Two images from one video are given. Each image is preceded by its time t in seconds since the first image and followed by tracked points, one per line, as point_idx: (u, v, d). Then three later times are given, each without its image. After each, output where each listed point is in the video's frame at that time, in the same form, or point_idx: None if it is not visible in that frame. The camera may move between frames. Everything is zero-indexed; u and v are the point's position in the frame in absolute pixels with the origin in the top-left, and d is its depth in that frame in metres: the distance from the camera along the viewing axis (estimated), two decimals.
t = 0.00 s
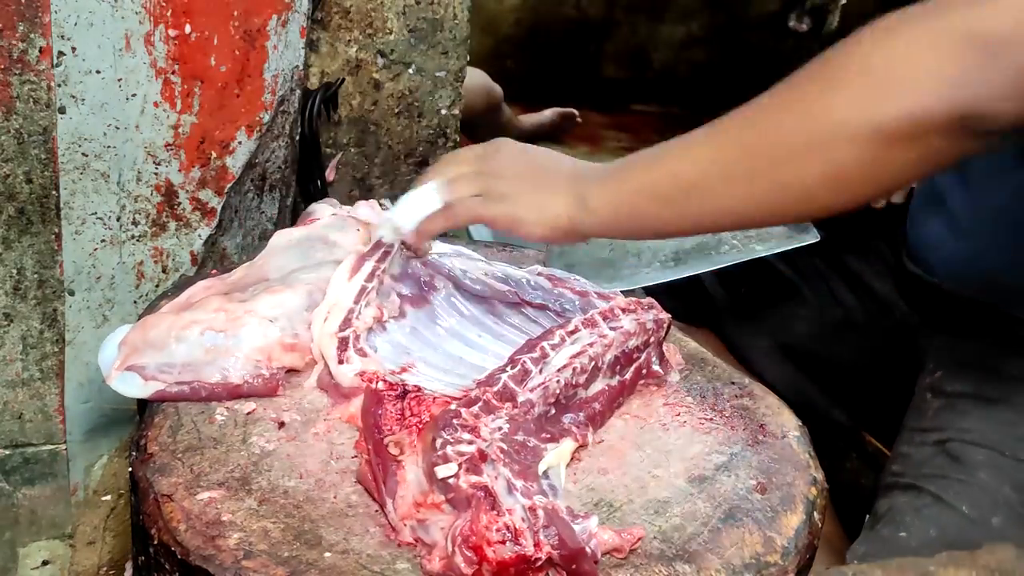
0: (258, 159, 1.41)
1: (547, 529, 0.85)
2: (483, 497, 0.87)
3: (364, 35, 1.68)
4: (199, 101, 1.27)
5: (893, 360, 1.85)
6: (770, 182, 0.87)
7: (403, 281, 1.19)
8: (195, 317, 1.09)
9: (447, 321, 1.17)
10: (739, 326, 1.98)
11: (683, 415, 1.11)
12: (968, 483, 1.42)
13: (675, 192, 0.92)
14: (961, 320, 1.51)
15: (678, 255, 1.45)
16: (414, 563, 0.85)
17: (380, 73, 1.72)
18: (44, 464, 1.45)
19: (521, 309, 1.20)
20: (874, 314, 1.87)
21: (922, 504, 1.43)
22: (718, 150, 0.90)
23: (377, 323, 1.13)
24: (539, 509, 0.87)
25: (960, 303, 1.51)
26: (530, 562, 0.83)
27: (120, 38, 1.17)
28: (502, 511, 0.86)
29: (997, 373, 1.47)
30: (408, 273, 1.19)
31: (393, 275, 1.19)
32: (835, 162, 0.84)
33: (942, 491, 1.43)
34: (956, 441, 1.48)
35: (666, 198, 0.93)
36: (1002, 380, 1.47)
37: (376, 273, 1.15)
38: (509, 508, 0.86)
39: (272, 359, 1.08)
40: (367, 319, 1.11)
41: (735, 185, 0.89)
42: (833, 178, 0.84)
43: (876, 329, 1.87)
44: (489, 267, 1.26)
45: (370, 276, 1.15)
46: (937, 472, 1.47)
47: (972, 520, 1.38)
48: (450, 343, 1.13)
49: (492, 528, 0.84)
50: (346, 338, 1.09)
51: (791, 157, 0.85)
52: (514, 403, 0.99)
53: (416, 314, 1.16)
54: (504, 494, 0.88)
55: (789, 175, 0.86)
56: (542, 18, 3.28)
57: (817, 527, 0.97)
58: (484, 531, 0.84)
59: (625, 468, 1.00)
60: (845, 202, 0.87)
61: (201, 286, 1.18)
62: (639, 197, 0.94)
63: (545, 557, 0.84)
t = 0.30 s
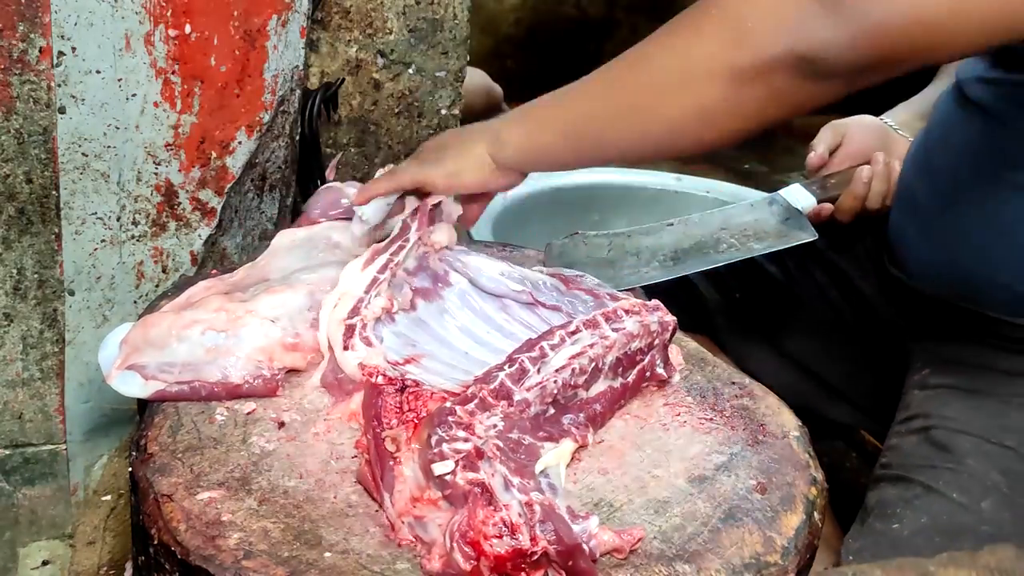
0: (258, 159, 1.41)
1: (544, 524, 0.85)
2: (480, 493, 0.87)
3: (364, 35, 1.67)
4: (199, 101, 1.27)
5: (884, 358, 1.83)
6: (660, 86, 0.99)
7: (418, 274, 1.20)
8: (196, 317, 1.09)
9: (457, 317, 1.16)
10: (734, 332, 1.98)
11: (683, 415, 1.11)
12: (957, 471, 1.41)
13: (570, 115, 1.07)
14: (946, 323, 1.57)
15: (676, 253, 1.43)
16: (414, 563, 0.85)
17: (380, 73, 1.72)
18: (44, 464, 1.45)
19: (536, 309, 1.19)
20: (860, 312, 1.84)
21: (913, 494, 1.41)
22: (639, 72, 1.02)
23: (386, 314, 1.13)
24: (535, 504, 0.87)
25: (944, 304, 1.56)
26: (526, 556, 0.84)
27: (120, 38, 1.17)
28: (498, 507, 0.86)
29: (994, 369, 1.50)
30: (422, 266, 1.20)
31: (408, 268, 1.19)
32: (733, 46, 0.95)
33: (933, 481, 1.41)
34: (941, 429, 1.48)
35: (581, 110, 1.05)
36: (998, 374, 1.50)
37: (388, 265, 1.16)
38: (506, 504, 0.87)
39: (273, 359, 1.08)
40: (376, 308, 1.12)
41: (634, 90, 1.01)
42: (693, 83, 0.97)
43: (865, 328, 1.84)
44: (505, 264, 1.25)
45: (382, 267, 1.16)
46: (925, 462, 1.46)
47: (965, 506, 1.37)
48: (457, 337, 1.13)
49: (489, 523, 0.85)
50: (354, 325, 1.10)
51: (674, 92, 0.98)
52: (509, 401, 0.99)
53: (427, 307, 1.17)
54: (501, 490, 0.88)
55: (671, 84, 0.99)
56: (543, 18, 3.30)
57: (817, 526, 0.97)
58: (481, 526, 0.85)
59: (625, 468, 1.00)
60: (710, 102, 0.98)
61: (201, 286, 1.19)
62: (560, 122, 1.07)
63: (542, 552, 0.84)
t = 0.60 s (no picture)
0: (258, 159, 1.41)
1: (540, 522, 0.85)
2: (476, 491, 0.87)
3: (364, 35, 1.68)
4: (199, 101, 1.27)
5: (883, 355, 1.85)
6: (792, 101, 0.90)
7: (425, 265, 1.19)
8: (201, 317, 1.09)
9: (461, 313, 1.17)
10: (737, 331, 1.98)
11: (683, 415, 1.11)
12: (959, 477, 1.38)
13: (687, 99, 0.98)
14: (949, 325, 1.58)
15: (676, 253, 1.43)
16: (414, 563, 0.85)
17: (380, 73, 1.72)
18: (44, 464, 1.45)
19: (539, 309, 1.21)
20: (860, 308, 1.86)
21: (917, 501, 1.38)
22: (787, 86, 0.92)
23: (390, 309, 1.13)
24: (531, 502, 0.88)
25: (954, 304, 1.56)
26: (521, 554, 0.84)
27: (120, 38, 1.17)
28: (493, 505, 0.87)
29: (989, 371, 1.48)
30: (431, 257, 1.19)
31: (416, 260, 1.18)
32: (886, 101, 0.85)
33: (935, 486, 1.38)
34: (943, 433, 1.46)
35: (695, 103, 0.97)
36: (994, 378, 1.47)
37: (396, 257, 1.15)
38: (501, 501, 0.87)
39: (278, 360, 1.09)
40: (380, 305, 1.12)
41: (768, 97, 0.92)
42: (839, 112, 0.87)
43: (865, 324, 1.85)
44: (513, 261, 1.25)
45: (390, 260, 1.14)
46: (928, 467, 1.42)
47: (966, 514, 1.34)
48: (459, 332, 1.14)
49: (485, 520, 0.85)
50: (357, 322, 1.09)
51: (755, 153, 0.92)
52: (510, 401, 0.99)
53: (433, 301, 1.18)
54: (498, 487, 0.88)
55: (802, 108, 0.89)
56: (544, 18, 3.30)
57: (817, 527, 0.97)
58: (476, 523, 0.85)
59: (625, 468, 1.00)
60: (827, 137, 0.88)
61: (201, 285, 1.19)
62: (668, 111, 0.98)
63: (537, 550, 0.84)
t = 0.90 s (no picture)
0: (258, 159, 1.41)
1: (550, 536, 0.85)
2: (482, 506, 0.87)
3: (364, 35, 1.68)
4: (199, 101, 1.27)
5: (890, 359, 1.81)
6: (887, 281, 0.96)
7: (454, 265, 1.16)
8: (203, 318, 1.09)
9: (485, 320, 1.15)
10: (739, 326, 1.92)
11: (684, 415, 1.11)
12: (972, 492, 1.30)
13: (773, 258, 1.01)
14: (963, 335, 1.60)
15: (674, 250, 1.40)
16: (414, 563, 0.84)
17: (380, 73, 1.72)
18: (44, 464, 1.45)
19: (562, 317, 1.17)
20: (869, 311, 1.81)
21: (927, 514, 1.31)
22: (861, 255, 0.99)
23: (411, 311, 1.12)
24: (540, 517, 0.87)
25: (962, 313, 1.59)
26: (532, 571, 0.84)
27: (120, 38, 1.17)
28: (501, 521, 0.86)
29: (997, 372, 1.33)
30: (462, 257, 1.16)
31: (446, 260, 1.14)
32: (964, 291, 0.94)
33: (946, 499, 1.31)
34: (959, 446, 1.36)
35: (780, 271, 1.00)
36: (1005, 381, 1.32)
37: (426, 257, 1.10)
38: (510, 517, 0.86)
39: (278, 362, 1.09)
40: (402, 309, 1.10)
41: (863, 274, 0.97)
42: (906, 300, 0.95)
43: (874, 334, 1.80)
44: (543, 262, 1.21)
45: (420, 260, 1.10)
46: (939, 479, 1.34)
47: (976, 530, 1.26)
48: (480, 337, 1.13)
49: (494, 539, 0.84)
50: (377, 323, 1.08)
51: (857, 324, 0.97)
52: (524, 417, 0.99)
53: (456, 304, 1.15)
54: (505, 501, 0.88)
55: (896, 293, 0.95)
56: (544, 18, 3.31)
57: (817, 527, 0.97)
58: (485, 542, 0.84)
59: (625, 468, 1.00)
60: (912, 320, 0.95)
61: (202, 285, 1.19)
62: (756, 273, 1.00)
63: (548, 566, 0.84)
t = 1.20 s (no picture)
0: (258, 159, 1.41)
1: (547, 538, 0.85)
2: (481, 507, 0.87)
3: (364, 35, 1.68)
4: (199, 101, 1.27)
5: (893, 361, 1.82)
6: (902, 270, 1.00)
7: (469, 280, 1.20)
8: (203, 318, 1.09)
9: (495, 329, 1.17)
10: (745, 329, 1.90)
11: (683, 415, 1.10)
12: (975, 496, 1.27)
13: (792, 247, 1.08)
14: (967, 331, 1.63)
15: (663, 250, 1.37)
16: (414, 563, 0.84)
17: (380, 73, 1.72)
18: (44, 464, 1.45)
19: (577, 321, 1.19)
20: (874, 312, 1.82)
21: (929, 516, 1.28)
22: (867, 245, 1.04)
23: (419, 322, 1.16)
24: (538, 518, 0.87)
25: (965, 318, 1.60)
26: (530, 572, 0.84)
27: (120, 39, 1.17)
28: (499, 522, 0.86)
29: (1002, 368, 1.35)
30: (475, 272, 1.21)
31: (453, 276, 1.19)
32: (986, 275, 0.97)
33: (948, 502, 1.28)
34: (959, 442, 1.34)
35: (793, 259, 1.06)
36: (1005, 375, 1.35)
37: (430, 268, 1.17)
38: (508, 517, 0.86)
39: (277, 363, 1.09)
40: (408, 317, 1.15)
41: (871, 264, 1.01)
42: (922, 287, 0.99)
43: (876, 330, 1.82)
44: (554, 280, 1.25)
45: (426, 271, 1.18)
46: (939, 478, 1.32)
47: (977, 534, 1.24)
48: (489, 346, 1.14)
49: (492, 540, 0.84)
50: (382, 333, 1.12)
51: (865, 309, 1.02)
52: (529, 416, 0.99)
53: (464, 317, 1.18)
54: (504, 501, 0.87)
55: (909, 280, 1.00)
56: (543, 17, 3.31)
57: (817, 527, 0.97)
58: (482, 542, 0.84)
59: (625, 468, 1.00)
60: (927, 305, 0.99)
61: (202, 285, 1.19)
62: (772, 258, 1.07)
63: (545, 567, 0.84)
